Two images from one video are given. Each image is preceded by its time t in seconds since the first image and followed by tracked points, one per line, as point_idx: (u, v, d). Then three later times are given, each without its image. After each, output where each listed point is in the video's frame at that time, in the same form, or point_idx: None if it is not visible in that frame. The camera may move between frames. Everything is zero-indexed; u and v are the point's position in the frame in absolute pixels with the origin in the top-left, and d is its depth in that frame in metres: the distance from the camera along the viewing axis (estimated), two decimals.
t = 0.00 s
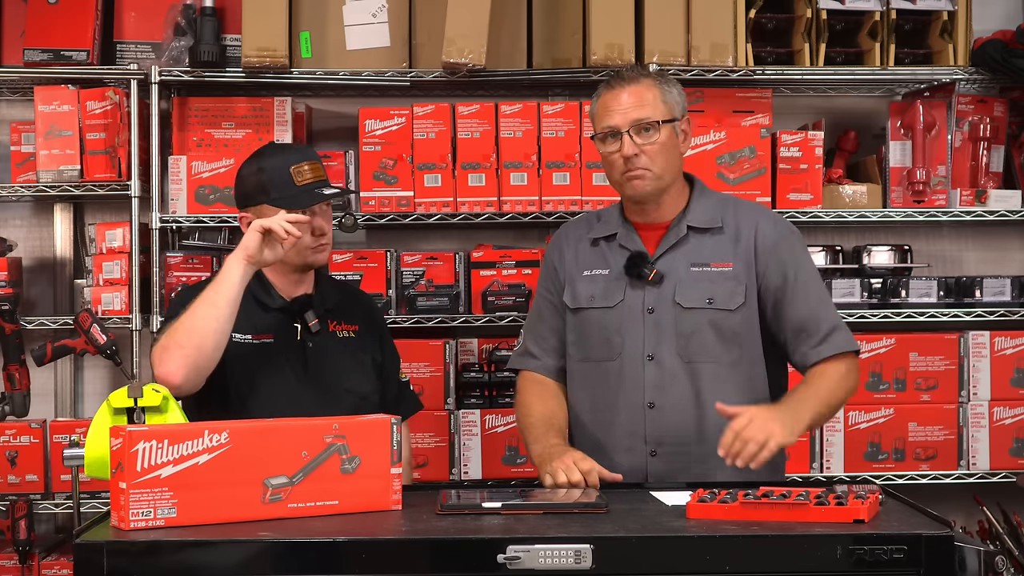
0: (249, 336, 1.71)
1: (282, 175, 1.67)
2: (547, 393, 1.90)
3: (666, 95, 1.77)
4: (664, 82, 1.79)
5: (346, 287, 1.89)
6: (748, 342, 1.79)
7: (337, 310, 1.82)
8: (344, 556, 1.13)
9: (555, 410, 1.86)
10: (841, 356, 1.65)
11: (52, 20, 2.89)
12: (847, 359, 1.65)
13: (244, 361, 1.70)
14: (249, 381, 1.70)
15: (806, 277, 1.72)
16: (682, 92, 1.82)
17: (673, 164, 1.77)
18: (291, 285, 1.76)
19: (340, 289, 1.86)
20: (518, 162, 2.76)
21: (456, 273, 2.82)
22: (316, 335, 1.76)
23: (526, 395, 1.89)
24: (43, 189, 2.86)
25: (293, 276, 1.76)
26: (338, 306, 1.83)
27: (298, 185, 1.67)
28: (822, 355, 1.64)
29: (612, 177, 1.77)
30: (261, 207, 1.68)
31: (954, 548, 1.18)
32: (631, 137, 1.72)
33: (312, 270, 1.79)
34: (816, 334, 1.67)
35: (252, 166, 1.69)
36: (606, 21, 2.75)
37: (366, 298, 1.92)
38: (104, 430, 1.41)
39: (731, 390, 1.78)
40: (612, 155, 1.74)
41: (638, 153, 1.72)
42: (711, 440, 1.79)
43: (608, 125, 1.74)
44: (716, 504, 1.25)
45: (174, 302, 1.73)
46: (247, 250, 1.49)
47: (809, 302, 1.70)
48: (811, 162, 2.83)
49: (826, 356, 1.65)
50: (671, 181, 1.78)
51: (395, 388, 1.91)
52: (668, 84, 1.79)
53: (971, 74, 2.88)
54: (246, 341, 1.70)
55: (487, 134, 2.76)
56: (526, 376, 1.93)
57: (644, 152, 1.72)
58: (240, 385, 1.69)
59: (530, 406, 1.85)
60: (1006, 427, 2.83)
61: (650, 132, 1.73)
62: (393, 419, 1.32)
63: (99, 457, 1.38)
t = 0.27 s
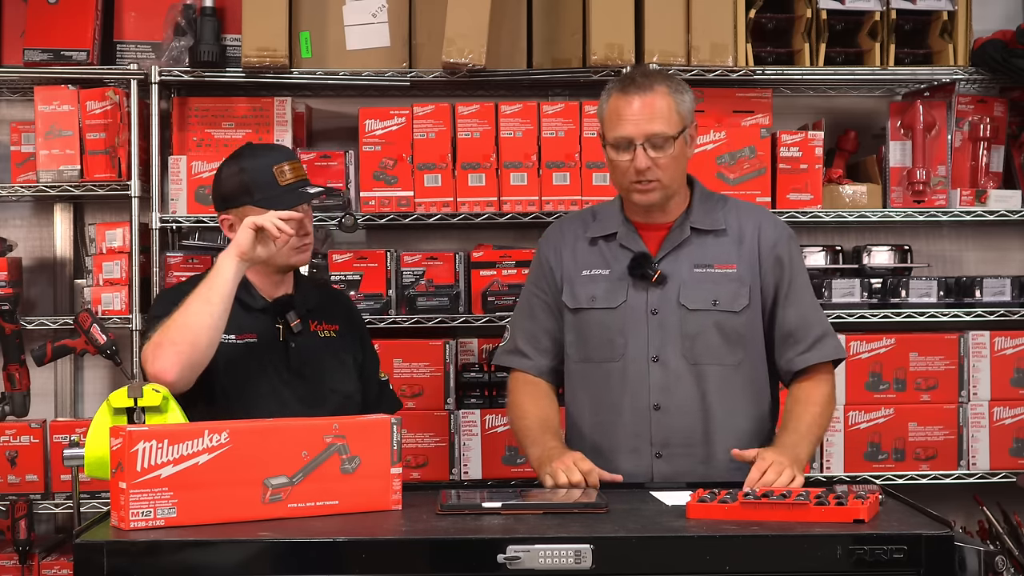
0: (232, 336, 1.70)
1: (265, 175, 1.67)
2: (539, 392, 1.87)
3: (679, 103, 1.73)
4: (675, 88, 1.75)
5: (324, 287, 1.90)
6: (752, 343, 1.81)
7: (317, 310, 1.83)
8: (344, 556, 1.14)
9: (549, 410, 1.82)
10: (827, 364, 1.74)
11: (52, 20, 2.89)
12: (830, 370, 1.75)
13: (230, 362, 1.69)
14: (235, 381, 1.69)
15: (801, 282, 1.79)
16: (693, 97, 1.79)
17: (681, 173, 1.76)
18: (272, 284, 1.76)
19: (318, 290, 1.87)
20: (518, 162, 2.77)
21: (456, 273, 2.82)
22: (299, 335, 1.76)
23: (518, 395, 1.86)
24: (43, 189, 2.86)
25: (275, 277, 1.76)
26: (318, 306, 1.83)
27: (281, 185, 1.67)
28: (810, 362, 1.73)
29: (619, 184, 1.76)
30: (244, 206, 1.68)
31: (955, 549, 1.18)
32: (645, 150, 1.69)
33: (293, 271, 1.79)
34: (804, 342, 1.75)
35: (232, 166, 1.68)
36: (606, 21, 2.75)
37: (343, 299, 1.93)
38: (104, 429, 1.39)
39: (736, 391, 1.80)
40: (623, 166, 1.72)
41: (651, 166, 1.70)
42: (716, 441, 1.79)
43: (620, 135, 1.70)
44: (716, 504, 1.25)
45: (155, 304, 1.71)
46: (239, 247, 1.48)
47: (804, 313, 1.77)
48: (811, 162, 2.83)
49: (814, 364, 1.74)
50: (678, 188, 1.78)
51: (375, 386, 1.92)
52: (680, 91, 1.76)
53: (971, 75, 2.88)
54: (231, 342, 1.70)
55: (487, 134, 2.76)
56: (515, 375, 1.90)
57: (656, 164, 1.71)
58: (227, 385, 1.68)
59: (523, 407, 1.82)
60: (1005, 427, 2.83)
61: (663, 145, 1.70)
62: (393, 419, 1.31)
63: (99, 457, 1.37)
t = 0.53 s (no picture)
0: (221, 337, 1.70)
1: (250, 175, 1.67)
2: (538, 395, 1.87)
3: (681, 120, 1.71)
4: (677, 102, 1.72)
5: (311, 290, 1.91)
6: (748, 343, 1.82)
7: (305, 311, 1.83)
8: (344, 556, 1.14)
9: (548, 412, 1.82)
10: (823, 362, 1.75)
11: (52, 20, 2.89)
12: (825, 367, 1.75)
13: (219, 363, 1.69)
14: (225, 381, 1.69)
15: (797, 280, 1.79)
16: (692, 107, 1.76)
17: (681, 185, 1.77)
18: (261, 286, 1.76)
19: (305, 290, 1.87)
20: (518, 162, 2.76)
21: (456, 272, 2.82)
22: (287, 335, 1.77)
23: (518, 397, 1.86)
24: (43, 189, 2.86)
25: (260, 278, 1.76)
26: (306, 307, 1.84)
27: (266, 186, 1.68)
28: (809, 360, 1.73)
29: (621, 198, 1.76)
30: (230, 208, 1.68)
31: (954, 548, 1.18)
32: (650, 172, 1.69)
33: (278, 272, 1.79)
34: (802, 339, 1.75)
35: (216, 167, 1.69)
36: (606, 21, 2.75)
37: (329, 300, 1.94)
38: (104, 429, 1.39)
39: (733, 391, 1.80)
40: (627, 186, 1.72)
41: (655, 187, 1.71)
42: (714, 442, 1.79)
43: (624, 157, 1.69)
44: (716, 504, 1.25)
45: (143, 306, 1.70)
46: (232, 246, 1.49)
47: (800, 309, 1.77)
48: (811, 162, 2.83)
49: (810, 363, 1.74)
50: (676, 199, 1.79)
51: (362, 387, 1.92)
52: (681, 104, 1.72)
53: (971, 75, 2.88)
54: (220, 342, 1.70)
55: (488, 134, 2.77)
56: (512, 377, 1.90)
57: (660, 184, 1.71)
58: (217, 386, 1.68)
59: (521, 412, 1.82)
60: (1005, 427, 2.83)
61: (667, 165, 1.70)
62: (393, 419, 1.31)
63: (99, 457, 1.37)
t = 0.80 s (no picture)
0: (213, 339, 1.70)
1: (242, 177, 1.67)
2: (536, 398, 1.86)
3: (677, 129, 1.71)
4: (672, 109, 1.72)
5: (304, 290, 1.91)
6: (745, 346, 1.82)
7: (298, 312, 1.83)
8: (344, 556, 1.14)
9: (548, 416, 1.82)
10: (817, 362, 1.76)
11: (52, 20, 2.89)
12: (818, 368, 1.77)
13: (212, 365, 1.70)
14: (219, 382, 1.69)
15: (793, 283, 1.79)
16: (688, 114, 1.75)
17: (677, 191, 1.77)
18: (253, 287, 1.77)
19: (298, 291, 1.88)
20: (518, 162, 2.76)
21: (456, 272, 2.82)
22: (280, 337, 1.77)
23: (515, 401, 1.85)
24: (43, 189, 2.86)
25: (252, 280, 1.76)
26: (299, 309, 1.84)
27: (258, 188, 1.68)
28: (806, 362, 1.74)
29: (618, 206, 1.77)
30: (221, 210, 1.68)
31: (954, 548, 1.18)
32: (647, 181, 1.69)
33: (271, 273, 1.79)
34: (798, 342, 1.76)
35: (209, 168, 1.69)
36: (607, 21, 2.75)
37: (322, 301, 1.94)
38: (104, 429, 1.39)
39: (733, 395, 1.81)
40: (624, 194, 1.72)
41: (652, 196, 1.71)
42: (714, 446, 1.80)
43: (621, 167, 1.69)
44: (716, 504, 1.25)
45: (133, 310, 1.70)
46: (216, 254, 1.49)
47: (796, 311, 1.77)
48: (811, 162, 2.83)
49: (807, 364, 1.75)
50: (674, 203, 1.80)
51: (356, 388, 1.92)
52: (677, 112, 1.72)
53: (971, 74, 2.88)
54: (211, 344, 1.70)
55: (488, 134, 2.77)
56: (510, 381, 1.89)
57: (657, 193, 1.72)
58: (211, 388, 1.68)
59: (520, 415, 1.81)
60: (1005, 427, 2.83)
61: (664, 174, 1.70)
62: (393, 419, 1.31)
63: (99, 457, 1.37)
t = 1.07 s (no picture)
0: (210, 340, 1.71)
1: (233, 182, 1.66)
2: (536, 398, 1.84)
3: (678, 128, 1.71)
4: (674, 109, 1.72)
5: (306, 289, 1.90)
6: (744, 344, 1.83)
7: (299, 312, 1.82)
8: (344, 556, 1.14)
9: (548, 416, 1.80)
10: (815, 359, 1.76)
11: (52, 20, 2.89)
12: (817, 364, 1.77)
13: (209, 365, 1.70)
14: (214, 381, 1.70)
15: (791, 280, 1.79)
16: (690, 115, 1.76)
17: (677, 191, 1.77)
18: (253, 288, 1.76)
19: (300, 290, 1.86)
20: (518, 162, 2.77)
21: (456, 272, 2.82)
22: (278, 338, 1.76)
23: (515, 400, 1.83)
24: (43, 189, 2.86)
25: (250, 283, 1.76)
26: (299, 308, 1.83)
27: (249, 194, 1.66)
28: (804, 359, 1.74)
29: (616, 203, 1.77)
30: (215, 214, 1.67)
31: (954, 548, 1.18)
32: (645, 179, 1.69)
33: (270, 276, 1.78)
34: (796, 339, 1.76)
35: (204, 170, 1.68)
36: (607, 21, 2.75)
37: (326, 299, 1.93)
38: (104, 429, 1.39)
39: (732, 393, 1.81)
40: (623, 191, 1.72)
41: (650, 194, 1.71)
42: (715, 443, 1.80)
43: (620, 163, 1.69)
44: (716, 504, 1.25)
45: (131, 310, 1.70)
46: (211, 257, 1.49)
47: (793, 309, 1.77)
48: (811, 162, 2.83)
49: (804, 361, 1.75)
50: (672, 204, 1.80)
51: (357, 387, 1.92)
52: (679, 112, 1.73)
53: (971, 74, 2.88)
54: (208, 345, 1.70)
55: (488, 134, 2.77)
56: (509, 378, 1.86)
57: (655, 191, 1.72)
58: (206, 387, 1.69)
59: (520, 414, 1.79)
60: (1005, 427, 2.83)
61: (663, 173, 1.70)
62: (393, 419, 1.31)
63: (99, 457, 1.37)
